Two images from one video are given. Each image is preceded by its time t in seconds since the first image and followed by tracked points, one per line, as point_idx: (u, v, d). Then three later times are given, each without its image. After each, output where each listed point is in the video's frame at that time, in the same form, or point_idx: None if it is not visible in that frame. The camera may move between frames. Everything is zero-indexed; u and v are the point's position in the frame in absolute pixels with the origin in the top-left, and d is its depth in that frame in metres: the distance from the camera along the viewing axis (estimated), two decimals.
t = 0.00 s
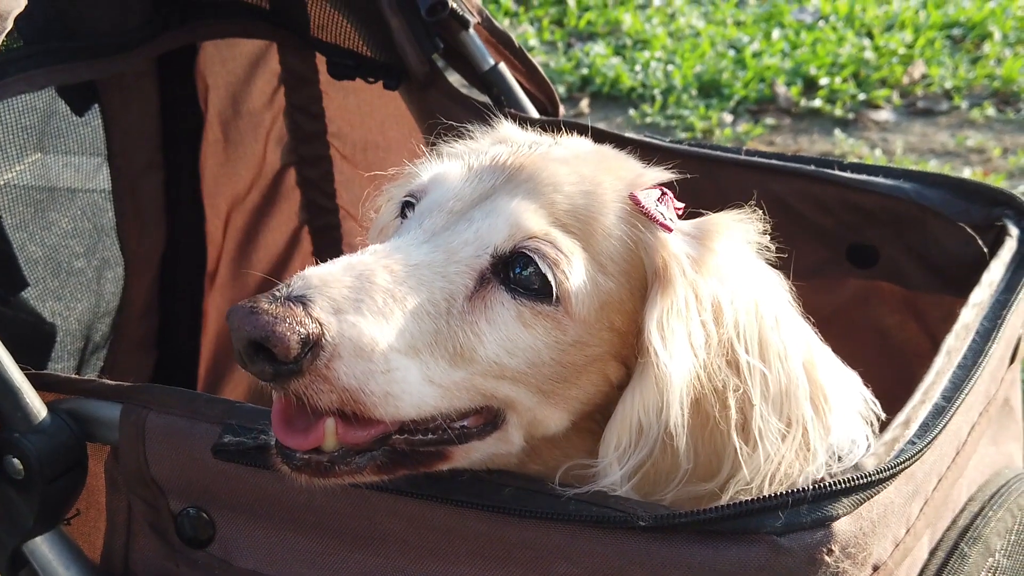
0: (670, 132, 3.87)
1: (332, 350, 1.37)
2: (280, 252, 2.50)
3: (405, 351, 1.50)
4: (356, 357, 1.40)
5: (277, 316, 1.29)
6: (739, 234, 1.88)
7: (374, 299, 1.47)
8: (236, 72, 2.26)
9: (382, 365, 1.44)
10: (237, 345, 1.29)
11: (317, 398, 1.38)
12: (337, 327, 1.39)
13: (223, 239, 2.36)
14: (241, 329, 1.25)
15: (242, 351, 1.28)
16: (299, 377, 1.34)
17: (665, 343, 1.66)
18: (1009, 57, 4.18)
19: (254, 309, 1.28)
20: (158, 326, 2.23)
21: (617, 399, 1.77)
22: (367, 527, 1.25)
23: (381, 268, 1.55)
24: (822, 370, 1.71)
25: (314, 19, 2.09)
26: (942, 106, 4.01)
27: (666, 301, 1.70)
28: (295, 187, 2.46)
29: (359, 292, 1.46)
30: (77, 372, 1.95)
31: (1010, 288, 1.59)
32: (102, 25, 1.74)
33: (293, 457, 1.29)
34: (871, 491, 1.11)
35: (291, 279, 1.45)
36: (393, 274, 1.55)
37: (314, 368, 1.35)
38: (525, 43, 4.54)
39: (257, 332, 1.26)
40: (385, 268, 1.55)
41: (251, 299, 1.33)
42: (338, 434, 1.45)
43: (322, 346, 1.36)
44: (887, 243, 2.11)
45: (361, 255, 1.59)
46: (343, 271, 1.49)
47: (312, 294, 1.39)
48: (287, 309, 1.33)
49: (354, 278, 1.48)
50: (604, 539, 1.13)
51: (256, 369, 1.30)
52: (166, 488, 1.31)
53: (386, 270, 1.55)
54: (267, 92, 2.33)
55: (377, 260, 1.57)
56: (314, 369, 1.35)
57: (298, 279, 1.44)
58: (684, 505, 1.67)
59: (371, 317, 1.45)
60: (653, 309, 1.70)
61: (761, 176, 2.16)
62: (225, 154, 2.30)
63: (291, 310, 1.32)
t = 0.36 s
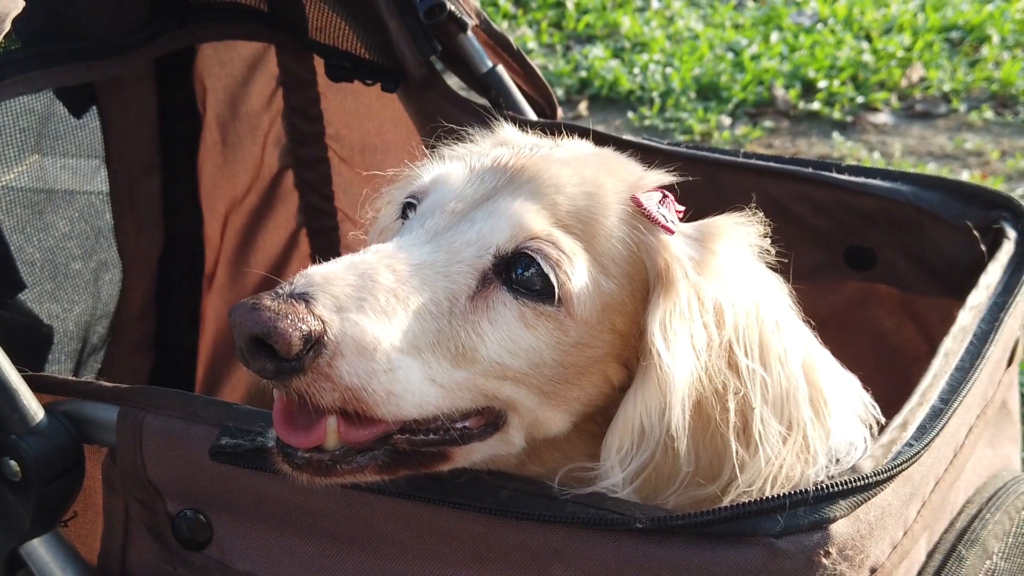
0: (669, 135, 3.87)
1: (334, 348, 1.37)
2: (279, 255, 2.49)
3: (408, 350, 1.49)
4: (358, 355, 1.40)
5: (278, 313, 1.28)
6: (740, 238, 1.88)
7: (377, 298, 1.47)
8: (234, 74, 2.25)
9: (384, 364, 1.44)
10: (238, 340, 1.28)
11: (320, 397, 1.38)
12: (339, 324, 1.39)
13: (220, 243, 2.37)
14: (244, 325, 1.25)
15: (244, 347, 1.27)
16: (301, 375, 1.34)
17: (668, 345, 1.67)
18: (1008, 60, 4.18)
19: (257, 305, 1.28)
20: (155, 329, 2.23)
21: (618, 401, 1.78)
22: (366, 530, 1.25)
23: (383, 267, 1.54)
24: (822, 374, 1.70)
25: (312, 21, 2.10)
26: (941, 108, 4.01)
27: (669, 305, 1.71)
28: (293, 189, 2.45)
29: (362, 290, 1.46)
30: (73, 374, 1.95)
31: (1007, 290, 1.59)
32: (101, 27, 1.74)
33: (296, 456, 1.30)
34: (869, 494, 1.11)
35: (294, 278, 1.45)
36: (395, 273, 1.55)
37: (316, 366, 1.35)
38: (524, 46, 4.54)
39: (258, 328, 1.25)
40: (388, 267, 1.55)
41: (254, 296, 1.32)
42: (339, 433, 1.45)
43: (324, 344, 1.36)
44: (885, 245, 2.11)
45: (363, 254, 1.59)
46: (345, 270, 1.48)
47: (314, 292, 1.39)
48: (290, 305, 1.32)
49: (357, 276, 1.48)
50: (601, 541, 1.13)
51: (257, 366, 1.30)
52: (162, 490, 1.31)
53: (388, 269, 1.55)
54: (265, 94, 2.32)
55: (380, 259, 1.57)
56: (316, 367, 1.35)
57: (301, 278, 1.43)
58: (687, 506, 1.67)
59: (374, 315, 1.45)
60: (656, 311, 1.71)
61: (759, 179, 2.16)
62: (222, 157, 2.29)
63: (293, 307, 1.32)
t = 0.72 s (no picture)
0: (667, 139, 3.87)
1: (336, 344, 1.37)
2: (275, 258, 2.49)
3: (410, 349, 1.49)
4: (359, 352, 1.39)
5: (281, 310, 1.27)
6: (742, 243, 1.89)
7: (380, 296, 1.47)
8: (231, 77, 2.24)
9: (386, 363, 1.44)
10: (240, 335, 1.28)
11: (322, 393, 1.38)
12: (341, 321, 1.38)
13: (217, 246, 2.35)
14: (246, 322, 1.24)
15: (246, 344, 1.27)
16: (303, 372, 1.34)
17: (670, 348, 1.67)
18: (1005, 64, 4.19)
19: (260, 301, 1.27)
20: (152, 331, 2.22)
21: (619, 405, 1.77)
22: (363, 533, 1.24)
23: (386, 266, 1.54)
24: (823, 381, 1.71)
25: (309, 24, 2.11)
26: (939, 112, 4.02)
27: (673, 307, 1.71)
28: (290, 193, 2.45)
29: (365, 288, 1.45)
30: (70, 377, 1.94)
31: (1005, 294, 1.59)
32: (98, 29, 1.73)
33: (295, 458, 1.30)
34: (866, 498, 1.10)
35: (297, 275, 1.44)
36: (398, 272, 1.54)
37: (317, 362, 1.35)
38: (522, 50, 4.54)
39: (260, 325, 1.24)
40: (391, 265, 1.55)
41: (257, 292, 1.32)
42: (340, 434, 1.45)
43: (327, 340, 1.35)
44: (882, 248, 2.11)
45: (366, 252, 1.59)
46: (349, 267, 1.48)
47: (317, 289, 1.38)
48: (292, 300, 1.32)
49: (360, 274, 1.47)
50: (598, 544, 1.13)
51: (259, 363, 1.29)
52: (158, 493, 1.31)
53: (390, 268, 1.54)
54: (262, 97, 2.31)
55: (383, 257, 1.57)
56: (317, 364, 1.35)
57: (304, 274, 1.43)
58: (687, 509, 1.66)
59: (377, 313, 1.44)
60: (660, 313, 1.71)
61: (757, 182, 2.16)
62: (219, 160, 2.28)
63: (296, 304, 1.31)
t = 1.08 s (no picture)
0: (665, 142, 3.87)
1: (337, 345, 1.36)
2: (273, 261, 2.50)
3: (412, 351, 1.48)
4: (360, 353, 1.39)
5: (284, 311, 1.27)
6: (745, 248, 1.88)
7: (382, 298, 1.46)
8: (230, 79, 2.24)
9: (388, 365, 1.43)
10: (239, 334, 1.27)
11: (323, 394, 1.37)
12: (343, 322, 1.38)
13: (216, 248, 2.34)
14: (248, 323, 1.23)
15: (247, 345, 1.25)
16: (306, 373, 1.33)
17: (672, 354, 1.67)
18: (1003, 68, 4.19)
19: (262, 302, 1.26)
20: (151, 334, 2.22)
21: (619, 409, 1.77)
22: (361, 537, 1.24)
23: (388, 267, 1.53)
24: (824, 387, 1.70)
25: (307, 26, 2.10)
26: (937, 115, 4.02)
27: (676, 311, 1.71)
28: (287, 195, 2.47)
29: (367, 290, 1.45)
30: (67, 380, 1.94)
31: (1004, 297, 1.59)
32: (96, 31, 1.73)
33: (295, 461, 1.28)
34: (866, 501, 1.10)
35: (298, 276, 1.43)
36: (399, 273, 1.54)
37: (319, 364, 1.34)
38: (520, 53, 4.54)
39: (262, 326, 1.23)
40: (393, 267, 1.54)
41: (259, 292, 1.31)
42: (339, 436, 1.44)
43: (327, 341, 1.35)
44: (881, 251, 2.11)
45: (368, 253, 1.58)
46: (350, 269, 1.47)
47: (319, 290, 1.38)
48: (294, 301, 1.31)
49: (362, 275, 1.47)
50: (598, 548, 1.13)
51: (260, 363, 1.28)
52: (156, 497, 1.30)
53: (392, 269, 1.54)
54: (260, 99, 2.32)
55: (384, 258, 1.56)
56: (319, 365, 1.34)
57: (306, 275, 1.42)
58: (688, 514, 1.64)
59: (378, 314, 1.44)
60: (662, 319, 1.71)
61: (756, 185, 2.16)
62: (218, 162, 2.28)
63: (298, 305, 1.31)
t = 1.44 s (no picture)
0: (663, 145, 3.87)
1: (338, 347, 1.35)
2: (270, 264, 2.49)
3: (413, 353, 1.48)
4: (363, 356, 1.38)
5: (284, 313, 1.26)
6: (744, 249, 1.88)
7: (382, 299, 1.46)
8: (227, 82, 2.24)
9: (388, 366, 1.42)
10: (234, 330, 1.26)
11: (323, 398, 1.37)
12: (344, 325, 1.37)
13: (212, 251, 2.34)
14: (249, 325, 1.22)
15: (248, 346, 1.25)
16: (306, 376, 1.33)
17: (672, 355, 1.66)
18: (1001, 71, 4.20)
19: (262, 304, 1.25)
20: (147, 338, 2.21)
21: (619, 410, 1.76)
22: (356, 542, 1.23)
23: (388, 268, 1.53)
24: (821, 387, 1.70)
25: (304, 29, 2.10)
26: (934, 119, 4.02)
27: (676, 311, 1.71)
28: (284, 199, 2.45)
29: (368, 291, 1.44)
30: (63, 383, 1.93)
31: (1002, 301, 1.59)
32: (92, 33, 1.73)
33: (294, 459, 1.29)
34: (864, 506, 1.09)
35: (296, 277, 1.42)
36: (399, 274, 1.53)
37: (319, 367, 1.33)
38: (517, 56, 4.54)
39: (263, 327, 1.22)
40: (392, 267, 1.54)
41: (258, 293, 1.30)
42: (340, 435, 1.44)
43: (329, 343, 1.34)
44: (879, 255, 2.10)
45: (368, 253, 1.57)
46: (350, 270, 1.47)
47: (320, 292, 1.37)
48: (294, 303, 1.30)
49: (362, 276, 1.46)
50: (595, 553, 1.12)
51: (261, 365, 1.27)
52: (150, 501, 1.30)
53: (393, 270, 1.53)
54: (257, 102, 2.31)
55: (384, 259, 1.55)
56: (320, 368, 1.34)
57: (305, 277, 1.41)
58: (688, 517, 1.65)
59: (379, 316, 1.43)
60: (662, 321, 1.70)
61: (753, 188, 2.16)
62: (214, 167, 2.28)
63: (298, 306, 1.30)
